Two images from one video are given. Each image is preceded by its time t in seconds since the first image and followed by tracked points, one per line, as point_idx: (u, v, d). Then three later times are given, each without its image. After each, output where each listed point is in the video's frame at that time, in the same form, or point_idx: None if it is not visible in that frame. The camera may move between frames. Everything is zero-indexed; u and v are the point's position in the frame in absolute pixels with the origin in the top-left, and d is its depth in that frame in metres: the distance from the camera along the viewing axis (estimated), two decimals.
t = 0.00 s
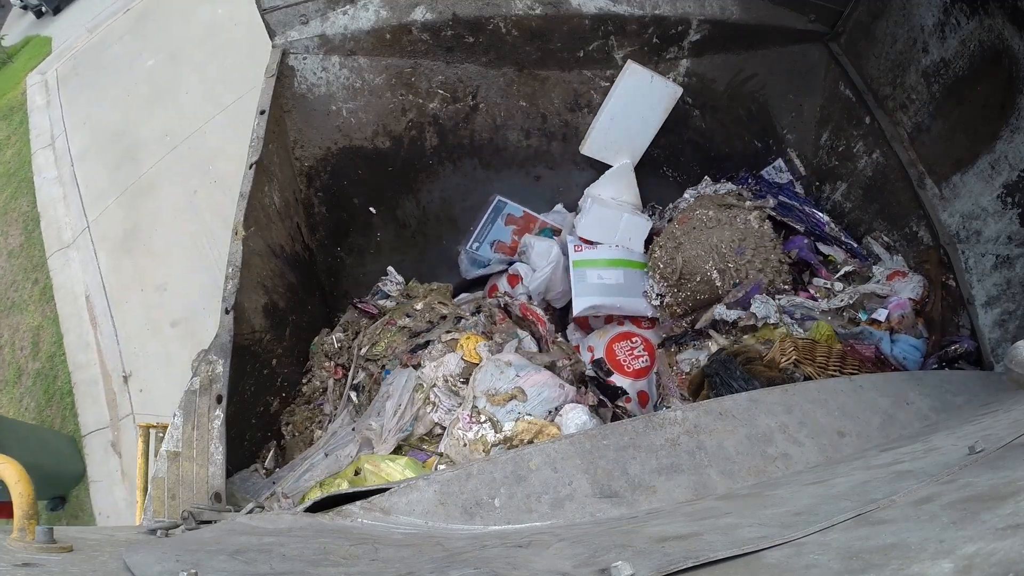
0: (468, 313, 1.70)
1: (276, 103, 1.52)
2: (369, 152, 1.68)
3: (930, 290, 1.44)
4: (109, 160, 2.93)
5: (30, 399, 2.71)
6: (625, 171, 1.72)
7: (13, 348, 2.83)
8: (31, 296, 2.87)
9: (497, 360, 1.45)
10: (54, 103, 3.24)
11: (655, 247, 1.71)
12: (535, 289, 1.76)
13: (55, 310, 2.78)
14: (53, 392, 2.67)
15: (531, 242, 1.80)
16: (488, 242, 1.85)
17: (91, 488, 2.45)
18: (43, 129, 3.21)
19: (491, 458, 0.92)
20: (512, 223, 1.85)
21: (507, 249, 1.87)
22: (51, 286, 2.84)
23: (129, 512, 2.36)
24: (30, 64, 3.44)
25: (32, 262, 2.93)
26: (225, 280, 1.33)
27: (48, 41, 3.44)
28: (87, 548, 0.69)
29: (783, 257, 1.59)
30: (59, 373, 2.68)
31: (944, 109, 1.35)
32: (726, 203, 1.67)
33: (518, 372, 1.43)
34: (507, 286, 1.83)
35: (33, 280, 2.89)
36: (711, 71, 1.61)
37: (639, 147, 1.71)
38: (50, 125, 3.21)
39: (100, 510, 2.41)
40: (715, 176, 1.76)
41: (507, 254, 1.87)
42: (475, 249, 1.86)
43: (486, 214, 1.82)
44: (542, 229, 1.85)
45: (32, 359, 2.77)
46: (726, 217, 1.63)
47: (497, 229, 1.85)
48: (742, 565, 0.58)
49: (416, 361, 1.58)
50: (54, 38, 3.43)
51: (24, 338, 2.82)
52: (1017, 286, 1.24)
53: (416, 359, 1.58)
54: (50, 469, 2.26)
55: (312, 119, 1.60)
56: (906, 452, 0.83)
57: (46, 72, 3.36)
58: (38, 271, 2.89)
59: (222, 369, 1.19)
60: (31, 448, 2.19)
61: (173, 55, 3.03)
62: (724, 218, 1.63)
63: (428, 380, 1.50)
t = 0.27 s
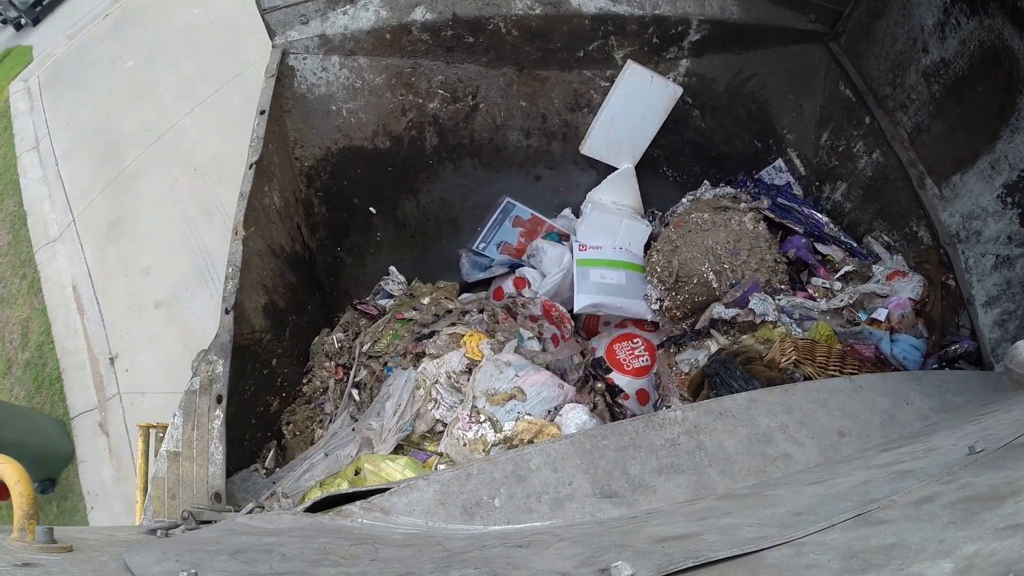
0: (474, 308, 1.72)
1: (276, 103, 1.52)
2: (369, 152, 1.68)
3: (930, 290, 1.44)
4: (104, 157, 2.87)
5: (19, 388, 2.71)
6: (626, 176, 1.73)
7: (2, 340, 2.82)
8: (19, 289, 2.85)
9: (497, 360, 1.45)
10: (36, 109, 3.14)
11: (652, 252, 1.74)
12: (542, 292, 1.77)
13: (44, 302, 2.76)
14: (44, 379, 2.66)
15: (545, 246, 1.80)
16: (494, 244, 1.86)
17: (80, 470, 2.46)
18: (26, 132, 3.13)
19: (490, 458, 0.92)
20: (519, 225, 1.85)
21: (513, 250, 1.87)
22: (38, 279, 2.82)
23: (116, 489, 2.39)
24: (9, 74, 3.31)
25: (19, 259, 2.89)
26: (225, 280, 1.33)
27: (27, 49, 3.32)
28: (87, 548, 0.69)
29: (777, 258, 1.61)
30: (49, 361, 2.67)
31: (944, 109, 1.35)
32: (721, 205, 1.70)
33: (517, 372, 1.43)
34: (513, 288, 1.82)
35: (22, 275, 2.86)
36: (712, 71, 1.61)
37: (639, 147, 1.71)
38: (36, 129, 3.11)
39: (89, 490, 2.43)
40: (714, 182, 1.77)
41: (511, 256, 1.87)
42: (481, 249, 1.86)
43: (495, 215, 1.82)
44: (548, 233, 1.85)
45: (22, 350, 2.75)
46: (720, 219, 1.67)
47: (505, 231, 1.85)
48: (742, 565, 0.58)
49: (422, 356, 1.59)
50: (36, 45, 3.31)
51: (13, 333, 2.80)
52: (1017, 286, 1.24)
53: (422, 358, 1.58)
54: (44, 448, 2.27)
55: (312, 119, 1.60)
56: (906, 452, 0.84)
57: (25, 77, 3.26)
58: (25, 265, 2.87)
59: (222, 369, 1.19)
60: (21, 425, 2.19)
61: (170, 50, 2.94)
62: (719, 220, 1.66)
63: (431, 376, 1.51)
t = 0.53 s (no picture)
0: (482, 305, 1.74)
1: (276, 103, 1.52)
2: (369, 152, 1.68)
3: (929, 290, 1.44)
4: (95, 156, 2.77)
5: (5, 376, 2.59)
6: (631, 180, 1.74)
7: None
8: (7, 281, 2.73)
9: (495, 361, 1.45)
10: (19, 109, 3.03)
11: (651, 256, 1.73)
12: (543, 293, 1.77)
13: (32, 291, 2.67)
14: (32, 366, 2.56)
15: (549, 248, 1.79)
16: (497, 245, 1.85)
17: (67, 449, 2.41)
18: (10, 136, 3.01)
19: (490, 458, 0.92)
20: (522, 226, 1.84)
21: (515, 251, 1.86)
22: (25, 271, 2.72)
23: (105, 466, 2.35)
24: None
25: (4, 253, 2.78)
26: (225, 280, 1.33)
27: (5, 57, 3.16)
28: (87, 548, 0.69)
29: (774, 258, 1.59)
30: (36, 348, 2.58)
31: (943, 109, 1.35)
32: (716, 208, 1.68)
33: (516, 371, 1.43)
34: (514, 290, 1.81)
35: (9, 269, 2.75)
36: (711, 71, 1.61)
37: (639, 147, 1.71)
38: (18, 131, 3.00)
39: (77, 469, 2.39)
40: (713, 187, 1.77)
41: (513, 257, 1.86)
42: (485, 250, 1.85)
43: (498, 215, 1.83)
44: (551, 234, 1.84)
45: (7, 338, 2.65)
46: (715, 221, 1.64)
47: (508, 232, 1.85)
48: (742, 565, 0.58)
49: (424, 350, 1.61)
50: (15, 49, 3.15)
51: None
52: (1017, 286, 1.24)
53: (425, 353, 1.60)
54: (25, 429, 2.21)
55: (312, 119, 1.60)
56: (906, 452, 0.84)
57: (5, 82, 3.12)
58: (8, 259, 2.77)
59: (223, 369, 1.19)
60: (8, 403, 2.18)
61: (163, 44, 2.85)
62: (714, 222, 1.64)
63: (434, 372, 1.51)
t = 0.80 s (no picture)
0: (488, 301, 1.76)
1: (276, 102, 1.52)
2: (369, 151, 1.68)
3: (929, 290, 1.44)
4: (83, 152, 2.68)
5: None
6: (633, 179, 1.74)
7: None
8: None
9: (495, 360, 1.46)
10: None
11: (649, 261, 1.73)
12: (552, 297, 1.75)
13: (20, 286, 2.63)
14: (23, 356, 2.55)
15: (551, 251, 1.78)
16: (498, 245, 1.85)
17: (56, 428, 2.42)
18: None
19: (490, 458, 0.92)
20: (523, 227, 1.84)
21: (516, 252, 1.86)
22: (12, 268, 2.66)
23: (92, 444, 2.36)
24: None
25: None
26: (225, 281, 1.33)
27: None
28: (87, 548, 0.69)
29: (771, 258, 1.60)
30: (25, 337, 2.57)
31: (943, 109, 1.35)
32: (712, 211, 1.69)
33: (515, 371, 1.43)
34: (515, 291, 1.81)
35: None
36: (711, 71, 1.61)
37: (639, 147, 1.71)
38: None
39: (66, 448, 2.40)
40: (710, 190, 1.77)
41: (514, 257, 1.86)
42: (486, 250, 1.86)
43: (499, 216, 1.83)
44: (552, 236, 1.84)
45: None
46: (712, 224, 1.65)
47: (509, 232, 1.84)
48: (742, 565, 0.58)
49: (425, 348, 1.64)
50: None
51: None
52: (1017, 286, 1.24)
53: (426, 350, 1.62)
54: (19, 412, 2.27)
55: (312, 119, 1.60)
56: (906, 452, 0.84)
57: None
58: None
59: (222, 369, 1.19)
60: None
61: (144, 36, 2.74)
62: (710, 225, 1.65)
63: (433, 372, 1.53)
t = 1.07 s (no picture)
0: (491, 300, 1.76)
1: (276, 102, 1.52)
2: (369, 151, 1.68)
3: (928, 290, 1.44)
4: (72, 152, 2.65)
5: None
6: (636, 181, 1.74)
7: None
8: None
9: (495, 360, 1.46)
10: None
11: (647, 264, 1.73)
12: (554, 299, 1.73)
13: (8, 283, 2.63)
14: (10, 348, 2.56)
15: (553, 253, 1.78)
16: (500, 245, 1.85)
17: (44, 413, 2.44)
18: None
19: (491, 458, 0.92)
20: (524, 228, 1.84)
21: (518, 253, 1.86)
22: None
23: (80, 425, 2.36)
24: None
25: None
26: (225, 280, 1.33)
27: None
28: (87, 548, 0.69)
29: (767, 260, 1.60)
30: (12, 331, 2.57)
31: (943, 109, 1.35)
32: (709, 214, 1.68)
33: (515, 371, 1.43)
34: (516, 292, 1.80)
35: None
36: (711, 71, 1.61)
37: (640, 147, 1.71)
38: None
39: (55, 431, 2.41)
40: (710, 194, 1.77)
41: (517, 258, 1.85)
42: (487, 251, 1.85)
43: (501, 218, 1.82)
44: (553, 236, 1.84)
45: None
46: (708, 227, 1.65)
47: (510, 234, 1.84)
48: (742, 565, 0.58)
49: (426, 347, 1.65)
50: None
51: None
52: (1017, 286, 1.24)
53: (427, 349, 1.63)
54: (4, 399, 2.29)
55: (312, 119, 1.60)
56: (906, 452, 0.83)
57: None
58: None
59: (222, 369, 1.19)
60: None
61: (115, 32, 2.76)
62: (707, 228, 1.64)
63: (434, 371, 1.53)
